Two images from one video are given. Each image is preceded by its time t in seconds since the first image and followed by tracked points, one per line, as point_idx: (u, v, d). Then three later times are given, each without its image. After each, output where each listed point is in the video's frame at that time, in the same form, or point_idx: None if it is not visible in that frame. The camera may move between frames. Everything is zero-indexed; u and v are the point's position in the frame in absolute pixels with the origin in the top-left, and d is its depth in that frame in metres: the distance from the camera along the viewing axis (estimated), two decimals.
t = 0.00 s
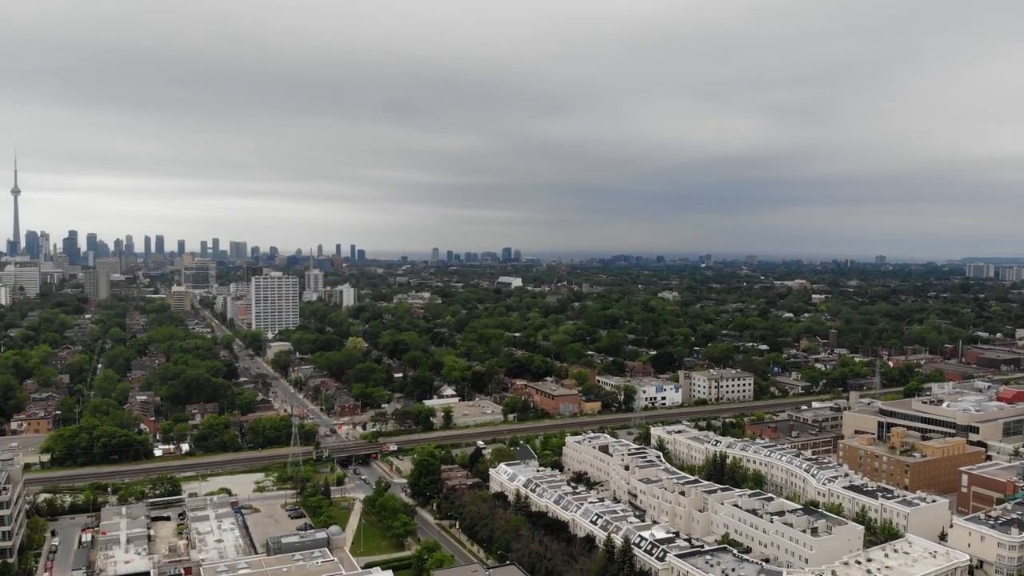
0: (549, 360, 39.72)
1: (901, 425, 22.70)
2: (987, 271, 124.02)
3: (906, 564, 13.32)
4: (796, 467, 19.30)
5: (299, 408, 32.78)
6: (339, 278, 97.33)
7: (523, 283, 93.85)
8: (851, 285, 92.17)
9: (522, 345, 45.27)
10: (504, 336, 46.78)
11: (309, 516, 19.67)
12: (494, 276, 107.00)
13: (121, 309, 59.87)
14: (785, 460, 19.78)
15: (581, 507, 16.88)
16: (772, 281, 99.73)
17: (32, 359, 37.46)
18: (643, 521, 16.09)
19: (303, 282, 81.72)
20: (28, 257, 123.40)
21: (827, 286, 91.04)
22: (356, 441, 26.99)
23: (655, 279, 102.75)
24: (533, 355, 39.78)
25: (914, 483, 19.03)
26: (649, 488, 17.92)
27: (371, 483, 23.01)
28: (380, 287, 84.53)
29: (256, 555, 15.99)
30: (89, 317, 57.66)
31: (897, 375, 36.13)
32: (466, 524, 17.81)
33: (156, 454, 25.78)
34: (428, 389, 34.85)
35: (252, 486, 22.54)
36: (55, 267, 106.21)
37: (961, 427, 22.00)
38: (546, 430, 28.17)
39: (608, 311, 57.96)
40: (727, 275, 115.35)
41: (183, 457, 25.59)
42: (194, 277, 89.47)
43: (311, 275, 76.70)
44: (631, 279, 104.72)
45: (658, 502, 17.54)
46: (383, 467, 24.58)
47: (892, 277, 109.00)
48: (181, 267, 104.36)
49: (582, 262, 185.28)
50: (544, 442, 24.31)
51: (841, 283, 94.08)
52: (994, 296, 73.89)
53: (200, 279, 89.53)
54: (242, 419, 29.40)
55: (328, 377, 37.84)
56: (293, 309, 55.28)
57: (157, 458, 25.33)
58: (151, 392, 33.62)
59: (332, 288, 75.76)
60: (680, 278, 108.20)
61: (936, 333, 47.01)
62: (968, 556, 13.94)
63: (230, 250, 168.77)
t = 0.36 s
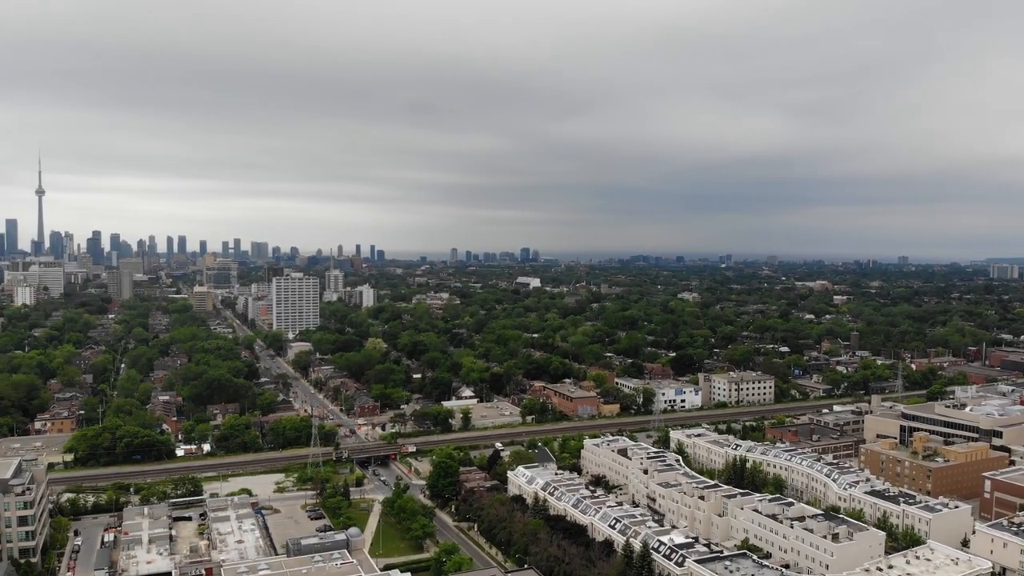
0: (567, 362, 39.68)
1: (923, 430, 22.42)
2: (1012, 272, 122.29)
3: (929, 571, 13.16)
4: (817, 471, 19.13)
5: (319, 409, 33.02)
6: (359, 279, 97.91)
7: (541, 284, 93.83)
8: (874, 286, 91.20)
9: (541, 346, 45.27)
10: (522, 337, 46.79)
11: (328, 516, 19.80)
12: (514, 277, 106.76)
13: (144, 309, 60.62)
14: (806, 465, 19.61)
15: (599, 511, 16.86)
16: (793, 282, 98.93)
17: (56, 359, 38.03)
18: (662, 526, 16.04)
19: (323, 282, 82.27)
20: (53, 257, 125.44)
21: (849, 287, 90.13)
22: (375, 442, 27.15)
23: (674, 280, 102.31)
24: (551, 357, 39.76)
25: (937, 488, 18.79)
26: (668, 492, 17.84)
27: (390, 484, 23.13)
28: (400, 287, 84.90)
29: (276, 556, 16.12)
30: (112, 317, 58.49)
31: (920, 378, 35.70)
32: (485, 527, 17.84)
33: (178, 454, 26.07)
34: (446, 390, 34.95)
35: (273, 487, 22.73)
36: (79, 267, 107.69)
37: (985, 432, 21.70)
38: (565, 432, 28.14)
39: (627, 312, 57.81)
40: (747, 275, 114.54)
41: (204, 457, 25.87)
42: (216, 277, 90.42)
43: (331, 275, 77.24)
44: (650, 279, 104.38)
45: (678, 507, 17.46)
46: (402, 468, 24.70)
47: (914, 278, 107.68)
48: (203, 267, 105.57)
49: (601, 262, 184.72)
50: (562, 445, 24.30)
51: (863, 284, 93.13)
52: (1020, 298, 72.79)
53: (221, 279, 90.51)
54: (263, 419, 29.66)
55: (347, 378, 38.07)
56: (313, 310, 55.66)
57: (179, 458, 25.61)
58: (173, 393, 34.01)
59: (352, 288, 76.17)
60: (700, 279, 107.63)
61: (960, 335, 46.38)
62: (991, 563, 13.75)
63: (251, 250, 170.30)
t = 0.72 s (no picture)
0: (588, 363, 39.60)
1: (948, 435, 22.12)
2: None
3: None
4: (840, 477, 18.94)
5: (340, 409, 33.24)
6: (380, 279, 98.42)
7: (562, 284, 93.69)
8: (899, 287, 89.98)
9: (561, 348, 45.23)
10: (543, 338, 46.77)
11: (350, 518, 19.94)
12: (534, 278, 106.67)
13: (168, 309, 61.40)
14: (830, 470, 19.43)
15: (620, 515, 16.84)
16: (816, 283, 97.88)
17: (82, 359, 38.65)
18: (683, 531, 15.98)
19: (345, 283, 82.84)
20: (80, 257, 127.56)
21: (874, 287, 88.97)
22: (396, 443, 27.30)
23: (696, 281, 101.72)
24: (571, 359, 39.71)
25: (962, 494, 18.57)
26: (690, 497, 17.77)
27: (411, 486, 23.24)
28: (421, 288, 85.21)
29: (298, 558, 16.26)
30: (137, 317, 59.33)
31: (946, 382, 35.20)
32: (505, 530, 17.86)
33: (201, 454, 26.39)
34: (467, 391, 35.05)
35: (295, 488, 22.93)
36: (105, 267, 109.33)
37: (1012, 438, 21.36)
38: (585, 435, 28.08)
39: (647, 313, 57.56)
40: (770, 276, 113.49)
41: (228, 457, 26.16)
42: (239, 277, 91.45)
43: (352, 276, 77.71)
44: (671, 279, 103.84)
45: (699, 512, 17.38)
46: (423, 470, 24.82)
47: (940, 279, 106.11)
48: (226, 268, 106.74)
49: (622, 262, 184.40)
50: (583, 448, 24.28)
51: (887, 285, 91.99)
52: None
53: (244, 279, 91.46)
54: (285, 420, 29.92)
55: (369, 378, 38.30)
56: (335, 311, 56.07)
57: (202, 458, 25.92)
58: (197, 393, 34.42)
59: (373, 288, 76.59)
60: (722, 279, 106.83)
61: (987, 338, 45.63)
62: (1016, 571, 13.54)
63: (275, 250, 171.95)
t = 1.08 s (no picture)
0: (608, 366, 39.51)
1: (974, 441, 21.78)
2: None
3: None
4: (864, 482, 18.75)
5: (362, 410, 33.47)
6: (401, 280, 98.91)
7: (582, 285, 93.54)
8: (925, 288, 88.79)
9: (582, 350, 45.18)
10: (563, 340, 46.74)
11: (371, 519, 20.08)
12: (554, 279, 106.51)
13: (193, 309, 62.21)
14: (853, 475, 19.23)
15: (641, 520, 16.80)
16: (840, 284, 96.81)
17: (108, 360, 39.27)
18: (704, 537, 15.91)
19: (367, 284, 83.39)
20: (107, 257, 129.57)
21: (899, 289, 87.82)
22: (417, 445, 27.44)
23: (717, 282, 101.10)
24: (592, 361, 39.63)
25: (987, 501, 18.31)
26: (711, 502, 17.68)
27: (432, 488, 23.34)
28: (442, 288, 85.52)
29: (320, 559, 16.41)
30: (162, 317, 60.16)
31: (973, 386, 34.68)
32: (525, 533, 17.87)
33: (225, 454, 26.71)
34: (487, 393, 35.14)
35: (317, 488, 23.16)
36: (131, 267, 111.00)
37: None
38: (605, 438, 28.05)
39: (669, 314, 57.29)
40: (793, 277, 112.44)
41: (250, 458, 26.44)
42: (262, 278, 92.44)
43: (374, 277, 78.16)
44: (693, 280, 103.34)
45: (721, 517, 17.29)
46: (444, 472, 24.93)
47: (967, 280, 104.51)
48: (250, 270, 107.87)
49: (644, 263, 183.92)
50: (603, 451, 24.24)
51: (912, 287, 90.80)
52: None
53: (267, 280, 92.38)
54: (307, 420, 30.17)
55: (390, 379, 38.52)
56: (357, 312, 56.45)
57: (226, 459, 26.23)
58: (221, 393, 34.81)
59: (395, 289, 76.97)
60: (745, 280, 106.05)
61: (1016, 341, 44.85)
62: None
63: (298, 251, 173.61)
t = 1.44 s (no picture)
0: (627, 368, 39.39)
1: (998, 445, 21.44)
2: None
3: None
4: (885, 488, 18.57)
5: (381, 411, 33.66)
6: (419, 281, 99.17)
7: (601, 286, 93.39)
8: (948, 290, 87.86)
9: (600, 351, 45.09)
10: (581, 342, 46.65)
11: (389, 521, 20.19)
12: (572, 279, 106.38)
13: (214, 310, 62.88)
14: (874, 481, 19.06)
15: (659, 525, 16.76)
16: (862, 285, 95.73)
17: (131, 360, 39.80)
18: (723, 542, 15.83)
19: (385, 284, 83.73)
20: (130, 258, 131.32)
21: (923, 290, 86.70)
22: (435, 446, 27.54)
23: (737, 283, 100.39)
24: (610, 363, 39.54)
25: (1010, 508, 18.08)
26: (730, 506, 17.58)
27: (449, 490, 23.42)
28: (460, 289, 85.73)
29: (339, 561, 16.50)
30: (184, 318, 60.83)
31: (997, 390, 34.15)
32: (543, 537, 17.86)
33: (245, 455, 26.95)
34: (505, 395, 35.16)
35: (336, 490, 23.33)
36: (154, 267, 112.40)
37: None
38: (624, 442, 27.99)
39: (688, 316, 57.00)
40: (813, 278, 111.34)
41: (270, 459, 26.67)
42: (283, 279, 93.22)
43: (393, 278, 78.52)
44: (713, 281, 102.62)
45: (740, 522, 17.20)
46: (461, 474, 25.01)
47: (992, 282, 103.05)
48: (270, 270, 108.79)
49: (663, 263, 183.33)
50: (622, 454, 24.20)
51: (936, 288, 89.62)
52: None
53: (287, 281, 93.09)
54: (327, 421, 30.38)
55: (408, 380, 38.68)
56: (376, 313, 56.76)
57: (246, 460, 26.46)
58: (241, 394, 35.15)
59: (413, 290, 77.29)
60: (766, 281, 105.31)
61: None
62: None
63: (318, 252, 174.94)
